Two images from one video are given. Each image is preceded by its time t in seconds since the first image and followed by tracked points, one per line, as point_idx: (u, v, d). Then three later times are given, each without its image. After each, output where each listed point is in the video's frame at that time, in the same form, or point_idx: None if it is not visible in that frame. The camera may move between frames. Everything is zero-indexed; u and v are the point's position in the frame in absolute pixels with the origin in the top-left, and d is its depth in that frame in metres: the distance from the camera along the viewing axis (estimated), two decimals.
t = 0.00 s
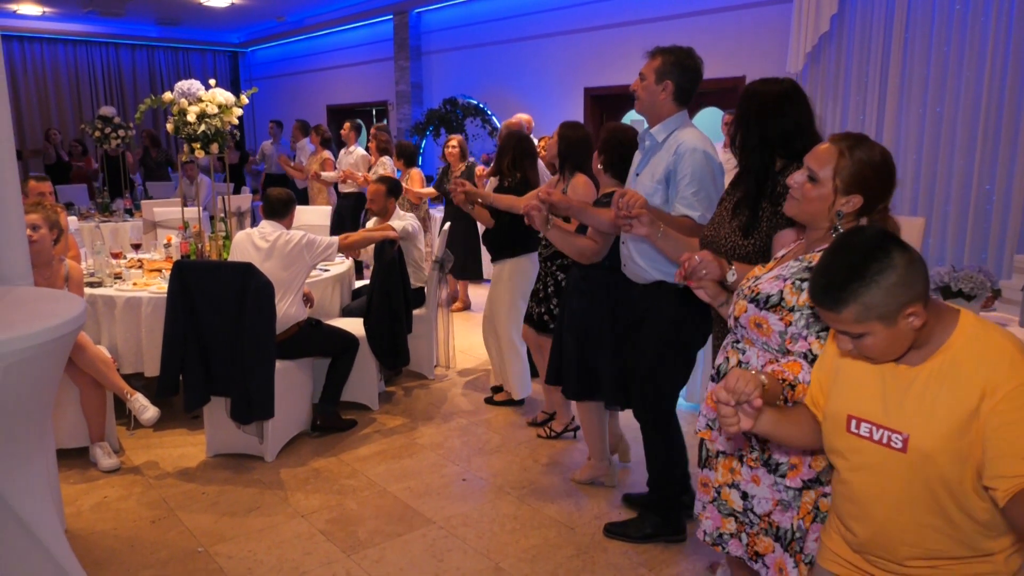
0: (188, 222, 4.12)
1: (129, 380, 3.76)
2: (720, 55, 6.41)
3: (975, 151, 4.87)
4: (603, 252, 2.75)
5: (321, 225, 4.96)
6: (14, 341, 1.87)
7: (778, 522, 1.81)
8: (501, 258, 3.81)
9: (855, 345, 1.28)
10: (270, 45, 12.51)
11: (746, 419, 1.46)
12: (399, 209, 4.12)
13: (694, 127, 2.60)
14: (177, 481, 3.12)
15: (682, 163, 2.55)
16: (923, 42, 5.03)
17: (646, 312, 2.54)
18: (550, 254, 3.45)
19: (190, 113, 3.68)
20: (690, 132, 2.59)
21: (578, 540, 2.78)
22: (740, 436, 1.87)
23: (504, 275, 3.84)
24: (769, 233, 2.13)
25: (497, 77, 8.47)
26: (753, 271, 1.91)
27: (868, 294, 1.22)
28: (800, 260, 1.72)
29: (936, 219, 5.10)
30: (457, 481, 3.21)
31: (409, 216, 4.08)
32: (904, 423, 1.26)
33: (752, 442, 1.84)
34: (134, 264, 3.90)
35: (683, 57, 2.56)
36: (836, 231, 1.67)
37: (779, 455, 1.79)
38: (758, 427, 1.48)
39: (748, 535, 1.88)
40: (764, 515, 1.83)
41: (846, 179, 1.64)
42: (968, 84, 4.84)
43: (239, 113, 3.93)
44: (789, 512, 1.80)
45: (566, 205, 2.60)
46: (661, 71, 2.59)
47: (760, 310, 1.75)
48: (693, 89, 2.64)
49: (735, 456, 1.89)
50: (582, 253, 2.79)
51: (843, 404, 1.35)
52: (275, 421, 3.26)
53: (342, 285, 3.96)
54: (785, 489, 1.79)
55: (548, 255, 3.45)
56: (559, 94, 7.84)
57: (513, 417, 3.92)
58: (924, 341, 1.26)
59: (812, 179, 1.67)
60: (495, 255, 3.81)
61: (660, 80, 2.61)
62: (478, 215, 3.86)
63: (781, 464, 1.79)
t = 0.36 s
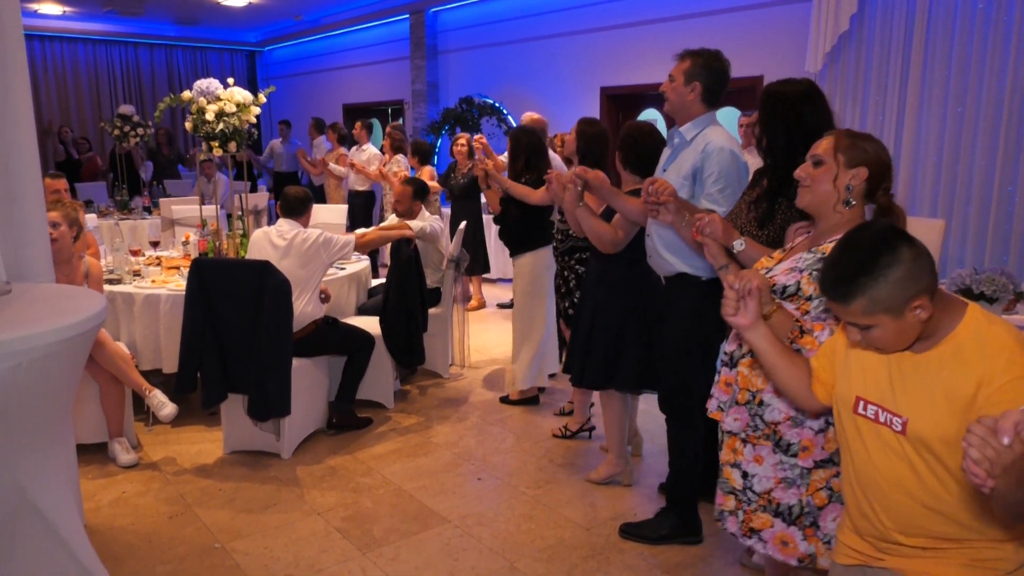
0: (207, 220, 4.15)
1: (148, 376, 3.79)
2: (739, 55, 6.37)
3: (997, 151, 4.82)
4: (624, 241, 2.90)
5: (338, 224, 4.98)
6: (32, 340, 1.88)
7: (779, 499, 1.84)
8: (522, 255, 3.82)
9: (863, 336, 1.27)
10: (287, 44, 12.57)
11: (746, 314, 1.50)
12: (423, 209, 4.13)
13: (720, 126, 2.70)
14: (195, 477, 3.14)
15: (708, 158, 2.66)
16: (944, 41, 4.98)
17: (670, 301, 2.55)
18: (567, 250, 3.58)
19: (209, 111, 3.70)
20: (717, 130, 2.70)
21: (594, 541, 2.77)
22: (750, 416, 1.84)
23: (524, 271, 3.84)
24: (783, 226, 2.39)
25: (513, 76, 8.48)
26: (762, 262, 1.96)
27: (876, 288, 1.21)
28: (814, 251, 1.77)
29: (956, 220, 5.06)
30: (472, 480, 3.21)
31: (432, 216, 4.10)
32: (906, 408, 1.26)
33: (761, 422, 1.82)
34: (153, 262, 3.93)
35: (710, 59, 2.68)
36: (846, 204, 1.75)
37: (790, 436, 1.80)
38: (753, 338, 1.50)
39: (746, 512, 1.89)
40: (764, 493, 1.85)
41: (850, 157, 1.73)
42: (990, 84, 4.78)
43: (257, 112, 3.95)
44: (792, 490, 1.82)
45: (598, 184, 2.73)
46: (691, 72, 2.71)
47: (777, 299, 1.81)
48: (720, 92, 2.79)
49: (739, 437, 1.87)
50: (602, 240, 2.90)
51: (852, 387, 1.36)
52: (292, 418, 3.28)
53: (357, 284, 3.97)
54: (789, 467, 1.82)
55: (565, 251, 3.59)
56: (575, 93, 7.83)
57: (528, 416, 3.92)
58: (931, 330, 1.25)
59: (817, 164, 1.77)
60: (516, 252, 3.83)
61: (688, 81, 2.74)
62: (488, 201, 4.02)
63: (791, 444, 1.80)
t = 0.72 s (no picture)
0: (233, 214, 4.18)
1: (175, 368, 3.83)
2: (767, 51, 6.30)
3: None
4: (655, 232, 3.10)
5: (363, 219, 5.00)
6: (61, 330, 1.94)
7: (832, 480, 1.86)
8: (542, 248, 3.96)
9: (888, 329, 1.31)
10: (313, 40, 12.64)
11: (800, 314, 1.64)
12: (451, 203, 4.14)
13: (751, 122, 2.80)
14: (221, 468, 3.17)
15: (740, 155, 2.76)
16: (978, 37, 4.87)
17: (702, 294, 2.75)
18: (595, 244, 3.68)
19: (237, 106, 3.73)
20: (749, 126, 2.79)
21: (618, 540, 2.76)
22: (799, 404, 1.89)
23: (544, 263, 3.97)
24: (806, 218, 2.38)
25: (538, 72, 8.45)
26: (789, 257, 2.00)
27: (897, 283, 1.25)
28: (849, 237, 1.79)
29: (989, 219, 4.97)
30: (494, 476, 3.22)
31: (458, 213, 4.11)
32: (920, 398, 1.29)
33: (811, 408, 1.86)
34: (180, 255, 3.97)
35: (743, 58, 2.76)
36: (868, 202, 1.79)
37: (837, 420, 1.82)
38: (808, 334, 1.65)
39: (803, 493, 1.90)
40: (817, 475, 1.87)
41: (875, 154, 1.77)
42: None
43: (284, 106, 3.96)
44: (842, 471, 1.85)
45: (630, 183, 2.84)
46: (723, 71, 2.79)
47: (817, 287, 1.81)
48: (752, 89, 2.84)
49: (789, 423, 1.92)
50: (636, 232, 3.09)
51: (879, 379, 1.39)
52: (316, 411, 3.30)
53: (382, 278, 3.98)
54: (837, 450, 1.84)
55: (593, 244, 3.67)
56: (600, 89, 7.79)
57: (551, 412, 3.92)
58: (955, 326, 1.27)
59: (844, 160, 1.80)
60: (537, 246, 3.95)
61: (721, 79, 2.81)
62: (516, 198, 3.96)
63: (839, 428, 1.82)
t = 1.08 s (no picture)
0: (268, 205, 4.22)
1: (211, 357, 3.88)
2: (806, 45, 6.20)
3: None
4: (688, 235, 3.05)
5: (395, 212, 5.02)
6: (105, 319, 1.98)
7: (870, 484, 1.81)
8: (570, 244, 3.98)
9: (954, 332, 1.30)
10: (347, 33, 12.72)
11: (851, 365, 1.54)
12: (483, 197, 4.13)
13: (787, 120, 2.75)
14: (255, 457, 3.21)
15: (775, 153, 2.71)
16: None
17: (734, 290, 2.70)
18: (627, 241, 3.68)
19: (274, 98, 3.76)
20: (785, 124, 2.74)
21: (649, 537, 2.74)
22: (829, 407, 1.90)
23: (570, 259, 3.99)
24: (833, 223, 2.30)
25: (572, 66, 8.41)
26: (824, 267, 1.97)
27: (964, 285, 1.25)
28: (880, 243, 1.78)
29: None
30: (525, 471, 3.21)
31: (491, 206, 4.10)
32: (995, 409, 1.26)
33: (841, 411, 1.86)
34: (217, 245, 4.02)
35: (781, 56, 2.72)
36: (908, 208, 1.79)
37: (870, 423, 1.79)
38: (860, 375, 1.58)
39: (841, 497, 1.87)
40: (855, 479, 1.83)
41: (921, 162, 1.75)
42: None
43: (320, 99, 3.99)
44: (880, 474, 1.80)
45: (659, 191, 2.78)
46: (760, 68, 2.75)
47: (846, 290, 1.80)
48: (789, 88, 2.80)
49: (821, 427, 1.92)
50: (666, 235, 3.04)
51: (942, 388, 1.35)
52: (349, 403, 3.33)
53: (414, 272, 3.98)
54: (873, 453, 1.80)
55: (626, 241, 3.68)
56: (634, 84, 7.73)
57: (581, 408, 3.90)
58: None
59: (887, 164, 1.79)
60: (566, 242, 3.97)
61: (758, 77, 2.77)
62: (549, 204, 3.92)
63: (872, 431, 1.79)
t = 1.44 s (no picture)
0: (299, 200, 4.24)
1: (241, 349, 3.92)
2: (842, 42, 6.09)
3: None
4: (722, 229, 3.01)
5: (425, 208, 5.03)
6: (138, 312, 2.00)
7: (881, 467, 1.85)
8: (604, 239, 3.96)
9: (966, 315, 1.34)
10: (377, 29, 12.77)
11: (865, 317, 1.72)
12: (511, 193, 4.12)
13: (825, 117, 2.71)
14: (284, 449, 3.24)
15: (813, 149, 2.67)
16: None
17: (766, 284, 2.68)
18: (658, 234, 3.69)
19: (306, 93, 3.78)
20: (823, 121, 2.70)
21: (676, 538, 2.72)
22: (852, 390, 1.89)
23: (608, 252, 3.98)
24: (882, 215, 2.29)
25: (602, 63, 8.36)
26: (854, 251, 2.02)
27: (976, 269, 1.30)
28: (921, 233, 1.80)
29: None
30: (551, 469, 3.20)
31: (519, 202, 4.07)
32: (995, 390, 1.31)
33: (865, 394, 1.86)
34: (248, 239, 4.05)
35: (820, 53, 2.68)
36: (951, 198, 1.79)
37: (894, 408, 1.81)
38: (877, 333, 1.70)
39: (848, 480, 1.92)
40: (867, 462, 1.88)
41: (957, 151, 1.78)
42: None
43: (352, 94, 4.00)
44: (895, 458, 1.83)
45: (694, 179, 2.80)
46: (800, 66, 2.71)
47: (887, 278, 1.82)
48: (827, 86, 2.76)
49: (841, 409, 1.93)
50: (701, 228, 3.00)
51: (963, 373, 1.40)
52: (377, 397, 3.35)
53: (443, 268, 3.99)
54: (891, 436, 1.82)
55: (655, 235, 3.70)
56: (665, 81, 7.66)
57: (608, 407, 3.88)
58: None
59: (923, 156, 1.81)
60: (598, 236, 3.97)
61: (797, 74, 2.73)
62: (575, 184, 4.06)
63: (895, 416, 1.81)
